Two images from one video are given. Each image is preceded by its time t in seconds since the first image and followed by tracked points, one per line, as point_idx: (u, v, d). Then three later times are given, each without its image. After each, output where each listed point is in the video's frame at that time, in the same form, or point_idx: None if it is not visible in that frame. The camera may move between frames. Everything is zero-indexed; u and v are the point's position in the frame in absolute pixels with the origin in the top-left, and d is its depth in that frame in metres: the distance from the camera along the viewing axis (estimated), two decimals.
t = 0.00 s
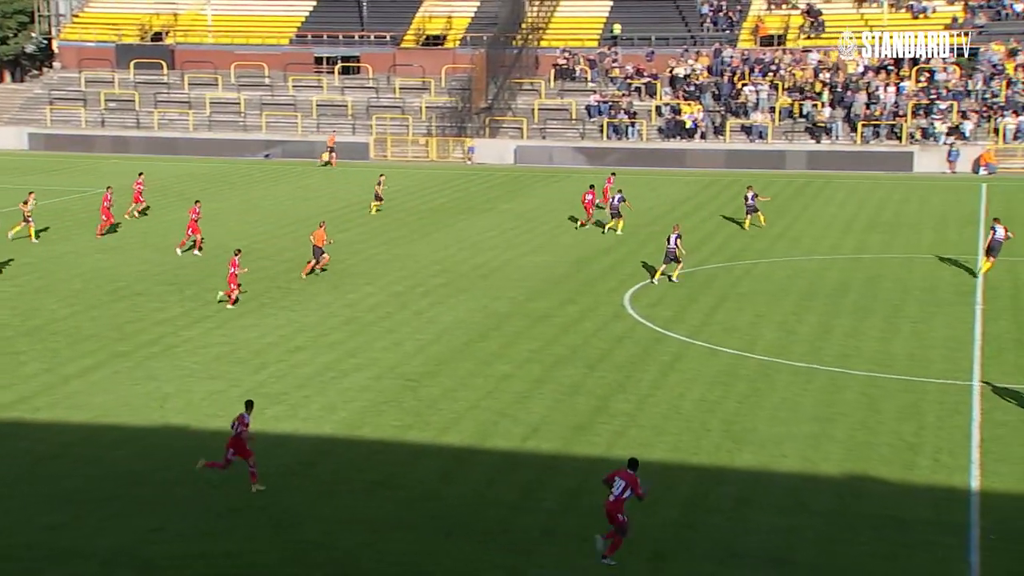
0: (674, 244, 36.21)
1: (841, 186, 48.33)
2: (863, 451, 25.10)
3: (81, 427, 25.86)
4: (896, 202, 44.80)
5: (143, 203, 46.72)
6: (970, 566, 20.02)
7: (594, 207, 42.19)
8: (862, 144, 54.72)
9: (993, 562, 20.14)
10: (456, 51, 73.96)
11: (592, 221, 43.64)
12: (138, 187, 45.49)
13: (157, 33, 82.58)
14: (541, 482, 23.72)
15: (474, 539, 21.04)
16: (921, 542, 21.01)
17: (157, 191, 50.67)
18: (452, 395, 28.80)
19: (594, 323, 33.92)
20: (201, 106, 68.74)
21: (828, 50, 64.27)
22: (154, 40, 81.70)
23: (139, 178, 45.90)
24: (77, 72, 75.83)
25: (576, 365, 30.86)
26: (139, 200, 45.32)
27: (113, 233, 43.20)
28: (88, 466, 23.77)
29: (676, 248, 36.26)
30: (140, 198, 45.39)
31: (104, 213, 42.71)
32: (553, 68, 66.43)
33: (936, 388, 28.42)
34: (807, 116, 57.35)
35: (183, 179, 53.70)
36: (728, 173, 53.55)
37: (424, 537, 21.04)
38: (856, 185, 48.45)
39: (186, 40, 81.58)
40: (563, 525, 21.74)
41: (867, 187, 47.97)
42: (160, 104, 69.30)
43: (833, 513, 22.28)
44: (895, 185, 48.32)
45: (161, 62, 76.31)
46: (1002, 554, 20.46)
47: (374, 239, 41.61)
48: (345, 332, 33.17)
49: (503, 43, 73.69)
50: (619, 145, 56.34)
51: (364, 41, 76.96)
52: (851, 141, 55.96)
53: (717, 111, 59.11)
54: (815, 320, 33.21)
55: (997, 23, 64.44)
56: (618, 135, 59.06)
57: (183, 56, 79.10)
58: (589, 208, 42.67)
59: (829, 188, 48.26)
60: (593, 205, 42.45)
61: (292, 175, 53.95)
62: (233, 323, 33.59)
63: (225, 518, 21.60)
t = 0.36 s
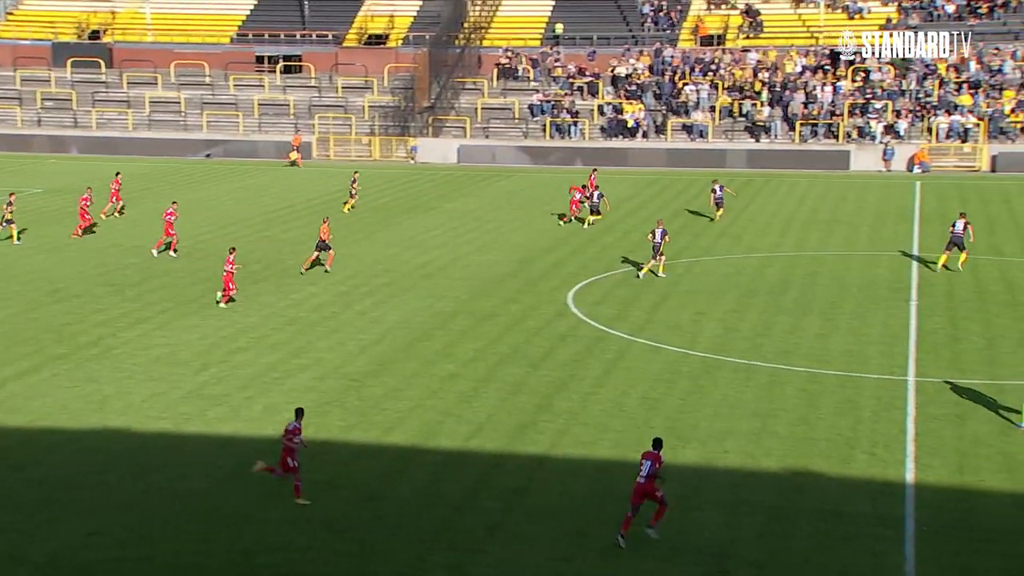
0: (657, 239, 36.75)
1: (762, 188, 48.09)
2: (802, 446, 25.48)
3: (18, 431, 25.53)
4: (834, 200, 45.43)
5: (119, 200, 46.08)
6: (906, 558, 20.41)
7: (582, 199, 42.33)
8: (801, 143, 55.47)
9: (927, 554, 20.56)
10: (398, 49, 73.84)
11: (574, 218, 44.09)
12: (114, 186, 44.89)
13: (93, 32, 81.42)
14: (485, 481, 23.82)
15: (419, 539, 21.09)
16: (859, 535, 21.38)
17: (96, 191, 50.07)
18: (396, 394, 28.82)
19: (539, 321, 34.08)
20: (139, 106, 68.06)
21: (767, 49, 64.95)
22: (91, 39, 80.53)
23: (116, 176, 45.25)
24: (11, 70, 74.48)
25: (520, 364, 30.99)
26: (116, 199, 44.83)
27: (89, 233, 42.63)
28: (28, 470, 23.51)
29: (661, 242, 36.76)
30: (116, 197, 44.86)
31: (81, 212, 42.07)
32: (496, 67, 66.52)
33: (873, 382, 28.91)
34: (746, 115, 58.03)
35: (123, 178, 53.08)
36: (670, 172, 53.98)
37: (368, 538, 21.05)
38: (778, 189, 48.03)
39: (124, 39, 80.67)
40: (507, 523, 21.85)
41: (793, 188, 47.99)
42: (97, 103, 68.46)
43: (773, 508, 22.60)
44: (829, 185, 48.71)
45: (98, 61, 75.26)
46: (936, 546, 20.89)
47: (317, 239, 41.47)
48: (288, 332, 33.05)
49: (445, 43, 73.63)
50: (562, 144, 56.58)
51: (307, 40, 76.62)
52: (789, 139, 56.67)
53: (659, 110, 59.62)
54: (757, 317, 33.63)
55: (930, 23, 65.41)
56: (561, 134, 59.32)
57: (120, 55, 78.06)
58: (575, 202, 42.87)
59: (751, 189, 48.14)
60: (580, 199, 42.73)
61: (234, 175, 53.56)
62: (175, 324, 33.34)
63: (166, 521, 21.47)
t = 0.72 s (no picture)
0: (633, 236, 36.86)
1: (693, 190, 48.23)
2: (736, 443, 25.69)
3: None
4: (768, 199, 45.90)
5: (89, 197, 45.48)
6: (837, 553, 20.65)
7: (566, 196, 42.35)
8: (734, 142, 56.04)
9: (858, 549, 20.82)
10: (333, 49, 73.44)
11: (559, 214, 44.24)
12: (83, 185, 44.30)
13: (18, 30, 79.78)
14: (423, 482, 23.73)
15: (355, 541, 20.95)
16: (791, 530, 21.60)
17: (25, 192, 49.13)
18: (332, 396, 28.61)
19: (477, 321, 34.05)
20: (68, 105, 66.89)
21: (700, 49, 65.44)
22: (17, 37, 78.91)
23: (87, 175, 44.67)
24: None
25: (458, 364, 30.93)
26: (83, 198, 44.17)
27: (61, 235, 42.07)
28: None
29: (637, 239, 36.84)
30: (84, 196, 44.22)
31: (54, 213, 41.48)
32: (430, 66, 66.24)
33: (806, 379, 29.24)
34: (681, 114, 58.54)
35: (52, 179, 52.14)
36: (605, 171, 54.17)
37: (303, 541, 20.87)
38: (707, 190, 48.20)
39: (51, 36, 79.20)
40: (442, 525, 21.78)
41: (726, 189, 48.26)
42: (24, 103, 67.17)
43: (708, 505, 22.75)
44: (761, 184, 49.16)
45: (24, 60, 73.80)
46: (866, 541, 21.16)
47: (252, 240, 41.08)
48: (223, 335, 32.68)
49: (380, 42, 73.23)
50: (497, 143, 56.49)
51: (240, 38, 75.88)
52: (723, 138, 57.24)
53: (594, 110, 59.81)
54: (693, 315, 33.89)
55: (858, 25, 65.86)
56: (497, 133, 59.39)
57: (47, 52, 76.67)
58: (559, 200, 42.87)
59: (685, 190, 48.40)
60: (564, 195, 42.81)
61: (167, 175, 52.85)
62: (106, 327, 32.82)
63: (96, 527, 21.12)
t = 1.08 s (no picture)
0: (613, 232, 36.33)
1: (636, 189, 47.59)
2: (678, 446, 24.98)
3: None
4: (708, 197, 45.43)
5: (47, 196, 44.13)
6: (780, 556, 19.98)
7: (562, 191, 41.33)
8: (675, 139, 55.66)
9: (801, 552, 20.16)
10: (262, 43, 71.66)
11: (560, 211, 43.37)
12: (42, 182, 42.86)
13: None
14: (357, 489, 22.77)
15: (285, 552, 19.95)
16: (733, 534, 20.91)
17: None
18: (263, 401, 27.52)
19: (414, 323, 33.09)
20: None
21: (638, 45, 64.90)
22: None
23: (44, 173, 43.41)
24: None
25: (394, 367, 29.97)
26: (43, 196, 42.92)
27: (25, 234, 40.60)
28: None
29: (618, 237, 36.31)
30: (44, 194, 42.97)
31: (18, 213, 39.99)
32: (364, 62, 65.02)
33: (748, 380, 28.65)
34: (621, 111, 58.10)
35: None
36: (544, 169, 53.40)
37: (231, 553, 19.83)
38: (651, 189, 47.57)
39: None
40: (373, 534, 20.80)
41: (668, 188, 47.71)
42: None
43: (649, 509, 21.99)
44: (703, 181, 48.69)
45: None
46: (809, 543, 20.51)
47: (180, 241, 39.78)
48: (150, 339, 31.43)
49: (313, 36, 71.76)
50: (434, 141, 55.45)
51: (165, 32, 74.03)
52: (664, 135, 56.83)
53: (532, 106, 59.04)
54: (636, 315, 33.21)
55: (799, 19, 66.79)
56: (433, 130, 58.48)
57: None
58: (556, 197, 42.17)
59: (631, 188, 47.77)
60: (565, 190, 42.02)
61: (92, 174, 51.17)
62: (26, 333, 31.40)
63: (10, 544, 19.91)
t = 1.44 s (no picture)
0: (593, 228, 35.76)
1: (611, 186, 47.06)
2: (617, 448, 24.45)
3: None
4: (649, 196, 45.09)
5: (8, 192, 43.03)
6: (721, 558, 19.49)
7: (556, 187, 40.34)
8: (614, 137, 55.38)
9: (742, 553, 19.70)
10: (192, 38, 70.20)
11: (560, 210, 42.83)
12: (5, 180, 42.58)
13: None
14: (290, 497, 21.95)
15: (215, 564, 19.09)
16: (674, 536, 20.40)
17: None
18: (193, 407, 26.56)
19: (351, 325, 32.27)
20: None
21: (576, 41, 64.46)
22: None
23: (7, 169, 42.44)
24: None
25: (329, 370, 29.13)
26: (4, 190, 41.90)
27: None
28: None
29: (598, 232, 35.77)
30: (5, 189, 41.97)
31: None
32: (298, 58, 64.01)
33: (689, 380, 28.22)
34: (560, 108, 57.71)
35: None
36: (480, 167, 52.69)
37: (157, 566, 18.94)
38: (620, 185, 47.05)
39: None
40: (303, 542, 20.02)
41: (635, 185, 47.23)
42: None
43: (589, 512, 21.42)
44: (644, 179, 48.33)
45: None
46: (751, 544, 20.05)
47: (107, 243, 38.59)
48: (76, 345, 30.30)
49: (245, 31, 70.41)
50: (370, 139, 54.52)
51: (89, 26, 72.13)
52: (603, 132, 56.51)
53: (470, 103, 58.39)
54: (577, 315, 32.65)
55: (738, 15, 66.82)
56: (369, 128, 57.75)
57: None
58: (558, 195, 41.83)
59: (604, 185, 47.20)
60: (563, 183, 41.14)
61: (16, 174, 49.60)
62: None
63: None
